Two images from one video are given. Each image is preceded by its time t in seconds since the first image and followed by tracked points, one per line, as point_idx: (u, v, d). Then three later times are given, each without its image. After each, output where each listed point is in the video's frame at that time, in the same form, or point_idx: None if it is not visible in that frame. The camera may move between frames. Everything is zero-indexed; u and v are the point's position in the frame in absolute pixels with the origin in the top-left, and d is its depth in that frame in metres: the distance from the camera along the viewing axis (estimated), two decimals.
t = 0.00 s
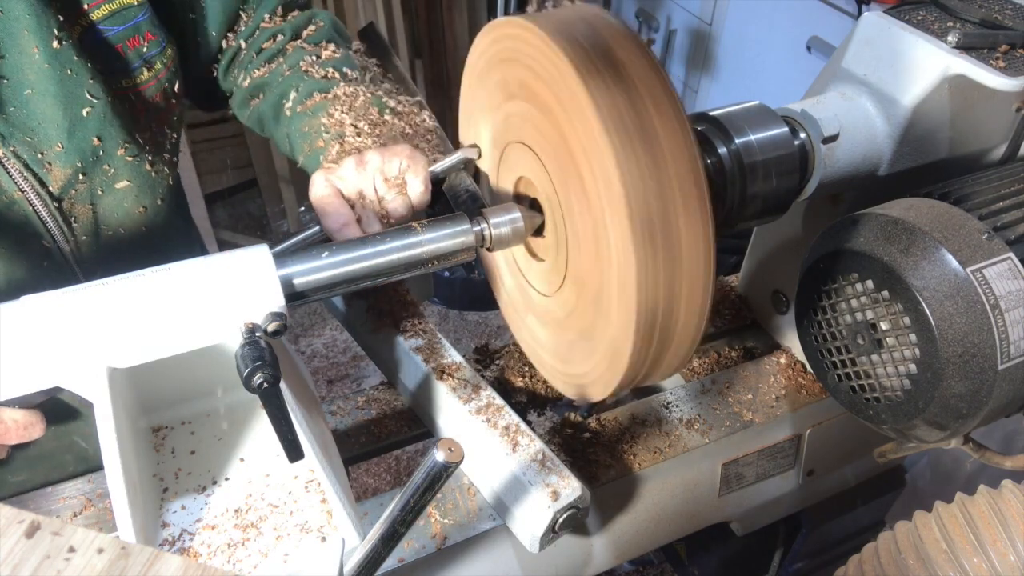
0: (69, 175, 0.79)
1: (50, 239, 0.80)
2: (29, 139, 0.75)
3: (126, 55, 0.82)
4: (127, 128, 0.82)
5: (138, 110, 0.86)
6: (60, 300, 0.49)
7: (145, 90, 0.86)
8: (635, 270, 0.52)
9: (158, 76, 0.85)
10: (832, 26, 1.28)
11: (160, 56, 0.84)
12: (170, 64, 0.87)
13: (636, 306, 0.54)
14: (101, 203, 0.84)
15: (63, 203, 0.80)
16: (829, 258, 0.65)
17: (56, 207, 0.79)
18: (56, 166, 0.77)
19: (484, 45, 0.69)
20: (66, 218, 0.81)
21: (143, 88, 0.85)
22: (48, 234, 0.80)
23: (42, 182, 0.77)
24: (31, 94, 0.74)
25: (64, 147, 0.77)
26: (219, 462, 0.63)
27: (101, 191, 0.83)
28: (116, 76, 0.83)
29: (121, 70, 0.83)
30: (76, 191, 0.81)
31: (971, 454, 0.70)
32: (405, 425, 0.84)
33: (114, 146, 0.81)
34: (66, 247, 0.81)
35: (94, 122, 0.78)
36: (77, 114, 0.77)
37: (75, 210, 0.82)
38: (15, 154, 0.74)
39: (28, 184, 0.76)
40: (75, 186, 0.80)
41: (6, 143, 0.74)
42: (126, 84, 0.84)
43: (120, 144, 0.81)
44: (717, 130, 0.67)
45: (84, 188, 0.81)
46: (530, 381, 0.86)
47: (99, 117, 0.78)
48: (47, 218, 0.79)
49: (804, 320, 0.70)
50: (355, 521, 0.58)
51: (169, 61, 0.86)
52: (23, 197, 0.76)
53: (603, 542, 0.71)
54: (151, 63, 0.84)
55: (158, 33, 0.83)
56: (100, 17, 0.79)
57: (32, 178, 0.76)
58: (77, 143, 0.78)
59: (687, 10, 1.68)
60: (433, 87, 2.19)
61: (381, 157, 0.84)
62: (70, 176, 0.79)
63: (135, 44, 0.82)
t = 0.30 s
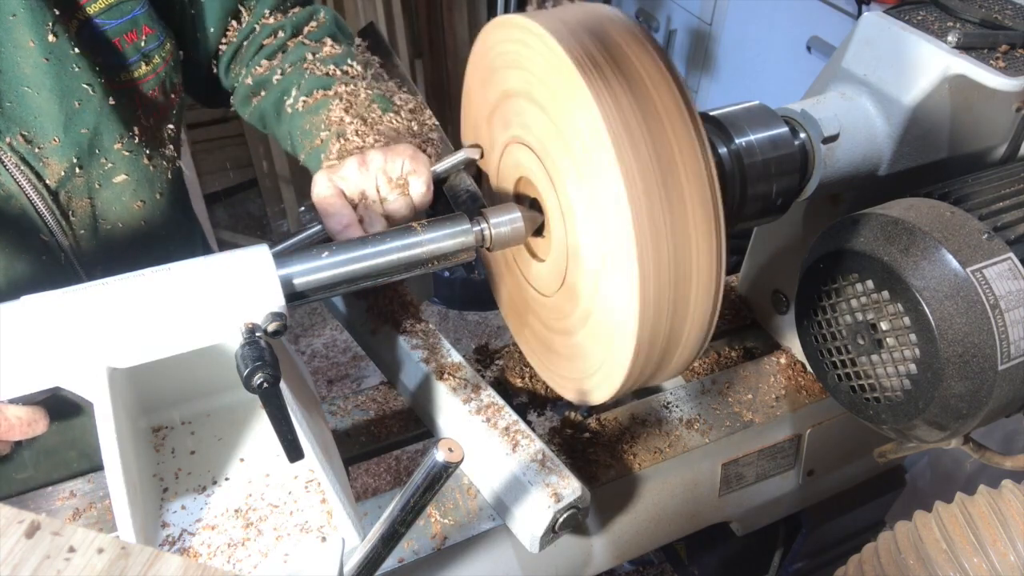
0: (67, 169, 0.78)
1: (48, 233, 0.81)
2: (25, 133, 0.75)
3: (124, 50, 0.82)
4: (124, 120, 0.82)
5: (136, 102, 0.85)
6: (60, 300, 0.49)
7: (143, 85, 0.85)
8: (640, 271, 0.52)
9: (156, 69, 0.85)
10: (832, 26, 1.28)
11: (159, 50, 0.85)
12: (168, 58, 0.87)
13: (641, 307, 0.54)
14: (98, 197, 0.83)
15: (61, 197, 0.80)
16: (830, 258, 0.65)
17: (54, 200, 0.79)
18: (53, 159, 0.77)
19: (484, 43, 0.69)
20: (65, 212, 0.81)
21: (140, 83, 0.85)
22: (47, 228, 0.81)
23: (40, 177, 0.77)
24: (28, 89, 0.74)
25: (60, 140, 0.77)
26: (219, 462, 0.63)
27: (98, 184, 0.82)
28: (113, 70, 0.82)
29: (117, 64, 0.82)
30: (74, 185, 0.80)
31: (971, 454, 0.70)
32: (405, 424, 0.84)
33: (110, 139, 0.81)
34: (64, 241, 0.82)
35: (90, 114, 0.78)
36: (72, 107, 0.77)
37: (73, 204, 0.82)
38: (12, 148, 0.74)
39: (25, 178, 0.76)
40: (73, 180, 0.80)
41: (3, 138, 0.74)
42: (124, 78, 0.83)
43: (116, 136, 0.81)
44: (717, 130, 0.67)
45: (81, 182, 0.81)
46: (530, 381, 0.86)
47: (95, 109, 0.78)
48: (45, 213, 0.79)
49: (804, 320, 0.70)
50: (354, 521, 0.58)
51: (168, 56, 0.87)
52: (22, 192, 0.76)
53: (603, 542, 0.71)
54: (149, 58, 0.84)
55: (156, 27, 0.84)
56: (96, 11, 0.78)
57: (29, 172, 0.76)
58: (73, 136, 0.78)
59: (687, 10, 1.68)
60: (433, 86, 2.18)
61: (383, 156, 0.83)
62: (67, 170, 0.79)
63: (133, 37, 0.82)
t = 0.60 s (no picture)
0: (68, 166, 0.79)
1: (49, 229, 0.81)
2: (28, 130, 0.76)
3: (126, 48, 0.81)
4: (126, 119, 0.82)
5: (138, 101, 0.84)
6: (60, 300, 0.49)
7: (146, 83, 0.85)
8: (637, 271, 0.52)
9: (158, 67, 0.85)
10: (832, 26, 1.28)
11: (162, 47, 0.84)
12: (172, 56, 0.87)
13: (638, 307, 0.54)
14: (100, 194, 0.83)
15: (63, 194, 0.81)
16: (829, 258, 0.65)
17: (54, 197, 0.79)
18: (54, 156, 0.78)
19: (484, 43, 0.69)
20: (66, 209, 0.81)
21: (143, 81, 0.84)
22: (47, 225, 0.81)
23: (42, 173, 0.78)
24: (30, 87, 0.74)
25: (60, 136, 0.77)
26: (219, 462, 0.63)
27: (100, 181, 0.82)
28: (115, 68, 0.81)
29: (120, 62, 0.82)
30: (76, 182, 0.81)
31: (971, 454, 0.70)
32: (405, 424, 0.83)
33: (112, 137, 0.81)
34: (65, 237, 0.82)
35: (89, 110, 0.78)
36: (72, 103, 0.77)
37: (74, 200, 0.82)
38: (12, 144, 0.75)
39: (25, 174, 0.76)
40: (75, 177, 0.80)
41: (5, 133, 0.75)
42: (127, 76, 0.83)
43: (116, 134, 0.81)
44: (717, 130, 0.67)
45: (84, 179, 0.81)
46: (530, 381, 0.86)
47: (95, 106, 0.78)
48: (46, 209, 0.79)
49: (804, 320, 0.70)
50: (355, 521, 0.58)
51: (172, 53, 0.86)
52: (22, 187, 0.77)
53: (603, 542, 0.71)
54: (152, 55, 0.84)
55: (159, 24, 0.83)
56: (98, 9, 0.77)
57: (30, 168, 0.77)
58: (72, 133, 0.78)
59: (687, 10, 1.68)
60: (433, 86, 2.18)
61: (385, 153, 0.83)
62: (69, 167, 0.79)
63: (135, 36, 0.81)
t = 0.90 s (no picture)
0: (73, 172, 0.79)
1: (53, 234, 0.81)
2: (33, 137, 0.76)
3: (131, 54, 0.81)
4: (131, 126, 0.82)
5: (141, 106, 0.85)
6: (60, 300, 0.49)
7: (150, 88, 0.85)
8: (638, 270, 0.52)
9: (165, 72, 0.84)
10: (832, 26, 1.28)
11: (168, 53, 0.84)
12: (178, 62, 0.86)
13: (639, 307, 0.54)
14: (105, 200, 0.84)
15: (67, 199, 0.81)
16: (829, 258, 0.65)
17: (58, 202, 0.80)
18: (60, 162, 0.78)
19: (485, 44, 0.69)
20: (70, 215, 0.82)
21: (147, 86, 0.84)
22: (51, 230, 0.81)
23: (46, 179, 0.78)
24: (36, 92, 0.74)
25: (66, 144, 0.77)
26: (219, 462, 0.63)
27: (105, 187, 0.83)
28: (119, 74, 0.82)
29: (125, 67, 0.82)
30: (80, 188, 0.81)
31: (971, 454, 0.70)
32: (405, 425, 0.83)
33: (118, 145, 0.81)
34: (69, 242, 0.83)
35: (96, 118, 0.78)
36: (79, 111, 0.77)
37: (79, 206, 0.82)
38: (18, 151, 0.75)
39: (30, 180, 0.77)
40: (79, 182, 0.80)
41: (11, 140, 0.74)
42: (131, 82, 0.83)
43: (123, 142, 0.81)
44: (717, 130, 0.67)
45: (88, 184, 0.82)
46: (530, 381, 0.86)
47: (102, 114, 0.78)
48: (50, 215, 0.80)
49: (804, 320, 0.70)
50: (355, 521, 0.58)
51: (179, 60, 0.85)
52: (26, 194, 0.77)
53: (603, 542, 0.71)
54: (158, 61, 0.83)
55: (165, 30, 0.83)
56: (103, 15, 0.78)
57: (36, 175, 0.77)
58: (79, 141, 0.78)
59: (687, 10, 1.68)
60: (433, 86, 2.18)
61: (391, 173, 0.83)
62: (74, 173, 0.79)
63: (141, 41, 0.81)
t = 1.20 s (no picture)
0: (77, 162, 0.79)
1: (57, 226, 0.81)
2: (37, 128, 0.75)
3: (131, 47, 0.81)
4: (132, 118, 0.83)
5: (140, 99, 0.84)
6: (60, 300, 0.49)
7: (148, 81, 0.85)
8: (638, 270, 0.52)
9: (163, 65, 0.85)
10: (832, 27, 1.28)
11: (165, 46, 0.84)
12: (175, 55, 0.86)
13: (639, 307, 0.54)
14: (107, 191, 0.84)
15: (70, 191, 0.81)
16: (829, 258, 0.65)
17: (63, 193, 0.80)
18: (65, 153, 0.78)
19: (484, 42, 0.69)
20: (74, 206, 0.82)
21: (146, 80, 0.84)
22: (55, 221, 0.81)
23: (50, 171, 0.78)
24: (38, 85, 0.74)
25: (70, 136, 0.77)
26: (219, 462, 0.63)
27: (107, 179, 0.83)
28: (119, 67, 0.81)
29: (124, 60, 0.81)
30: (84, 179, 0.81)
31: (971, 453, 0.70)
32: (405, 425, 0.84)
33: (120, 136, 0.81)
34: (73, 233, 0.82)
35: (99, 111, 0.79)
36: (81, 102, 0.77)
37: (82, 197, 0.82)
38: (22, 142, 0.75)
39: (34, 170, 0.76)
40: (83, 173, 0.80)
41: (14, 133, 0.74)
42: (130, 75, 0.83)
43: (124, 133, 0.82)
44: (717, 129, 0.67)
45: (91, 175, 0.81)
46: (530, 381, 0.86)
47: (104, 106, 0.79)
48: (55, 206, 0.79)
49: (804, 320, 0.70)
50: (355, 521, 0.58)
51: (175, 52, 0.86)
52: (32, 185, 0.77)
53: (603, 542, 0.71)
54: (155, 54, 0.83)
55: (162, 23, 0.83)
56: (104, 9, 0.77)
57: (41, 166, 0.77)
58: (83, 132, 0.78)
59: (688, 10, 1.68)
60: (433, 86, 2.18)
61: (389, 155, 0.83)
62: (78, 163, 0.79)
63: (140, 35, 0.81)
